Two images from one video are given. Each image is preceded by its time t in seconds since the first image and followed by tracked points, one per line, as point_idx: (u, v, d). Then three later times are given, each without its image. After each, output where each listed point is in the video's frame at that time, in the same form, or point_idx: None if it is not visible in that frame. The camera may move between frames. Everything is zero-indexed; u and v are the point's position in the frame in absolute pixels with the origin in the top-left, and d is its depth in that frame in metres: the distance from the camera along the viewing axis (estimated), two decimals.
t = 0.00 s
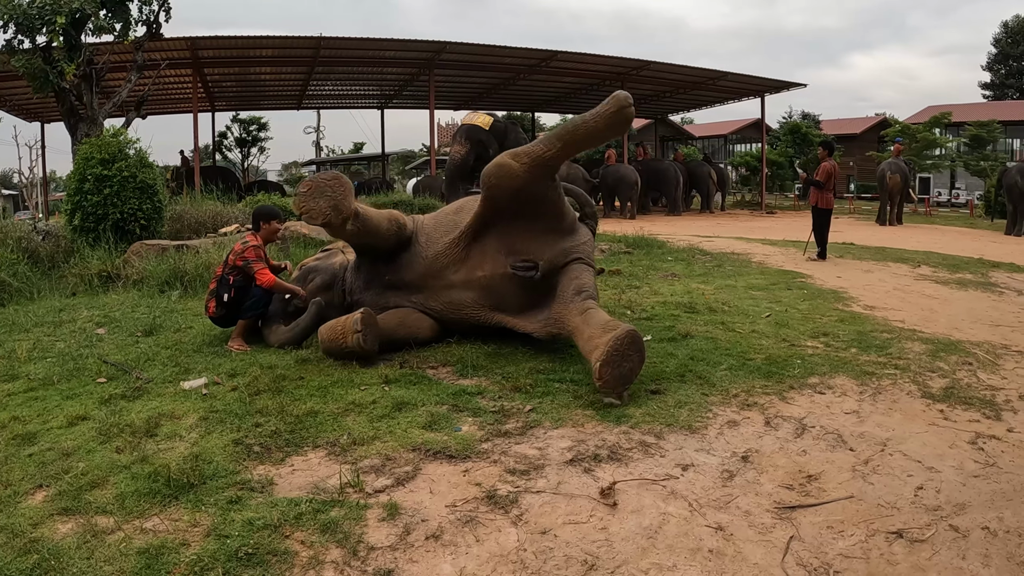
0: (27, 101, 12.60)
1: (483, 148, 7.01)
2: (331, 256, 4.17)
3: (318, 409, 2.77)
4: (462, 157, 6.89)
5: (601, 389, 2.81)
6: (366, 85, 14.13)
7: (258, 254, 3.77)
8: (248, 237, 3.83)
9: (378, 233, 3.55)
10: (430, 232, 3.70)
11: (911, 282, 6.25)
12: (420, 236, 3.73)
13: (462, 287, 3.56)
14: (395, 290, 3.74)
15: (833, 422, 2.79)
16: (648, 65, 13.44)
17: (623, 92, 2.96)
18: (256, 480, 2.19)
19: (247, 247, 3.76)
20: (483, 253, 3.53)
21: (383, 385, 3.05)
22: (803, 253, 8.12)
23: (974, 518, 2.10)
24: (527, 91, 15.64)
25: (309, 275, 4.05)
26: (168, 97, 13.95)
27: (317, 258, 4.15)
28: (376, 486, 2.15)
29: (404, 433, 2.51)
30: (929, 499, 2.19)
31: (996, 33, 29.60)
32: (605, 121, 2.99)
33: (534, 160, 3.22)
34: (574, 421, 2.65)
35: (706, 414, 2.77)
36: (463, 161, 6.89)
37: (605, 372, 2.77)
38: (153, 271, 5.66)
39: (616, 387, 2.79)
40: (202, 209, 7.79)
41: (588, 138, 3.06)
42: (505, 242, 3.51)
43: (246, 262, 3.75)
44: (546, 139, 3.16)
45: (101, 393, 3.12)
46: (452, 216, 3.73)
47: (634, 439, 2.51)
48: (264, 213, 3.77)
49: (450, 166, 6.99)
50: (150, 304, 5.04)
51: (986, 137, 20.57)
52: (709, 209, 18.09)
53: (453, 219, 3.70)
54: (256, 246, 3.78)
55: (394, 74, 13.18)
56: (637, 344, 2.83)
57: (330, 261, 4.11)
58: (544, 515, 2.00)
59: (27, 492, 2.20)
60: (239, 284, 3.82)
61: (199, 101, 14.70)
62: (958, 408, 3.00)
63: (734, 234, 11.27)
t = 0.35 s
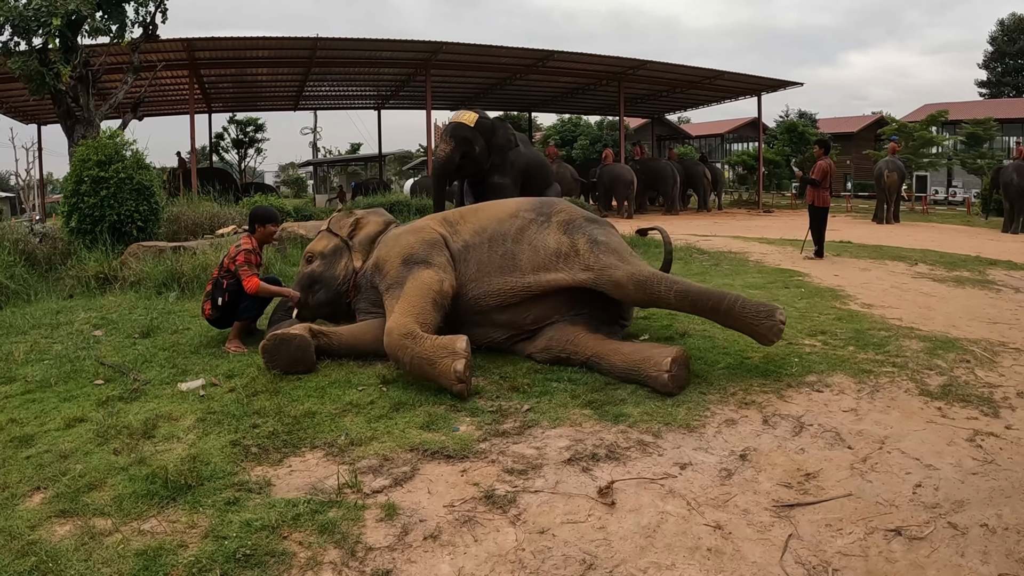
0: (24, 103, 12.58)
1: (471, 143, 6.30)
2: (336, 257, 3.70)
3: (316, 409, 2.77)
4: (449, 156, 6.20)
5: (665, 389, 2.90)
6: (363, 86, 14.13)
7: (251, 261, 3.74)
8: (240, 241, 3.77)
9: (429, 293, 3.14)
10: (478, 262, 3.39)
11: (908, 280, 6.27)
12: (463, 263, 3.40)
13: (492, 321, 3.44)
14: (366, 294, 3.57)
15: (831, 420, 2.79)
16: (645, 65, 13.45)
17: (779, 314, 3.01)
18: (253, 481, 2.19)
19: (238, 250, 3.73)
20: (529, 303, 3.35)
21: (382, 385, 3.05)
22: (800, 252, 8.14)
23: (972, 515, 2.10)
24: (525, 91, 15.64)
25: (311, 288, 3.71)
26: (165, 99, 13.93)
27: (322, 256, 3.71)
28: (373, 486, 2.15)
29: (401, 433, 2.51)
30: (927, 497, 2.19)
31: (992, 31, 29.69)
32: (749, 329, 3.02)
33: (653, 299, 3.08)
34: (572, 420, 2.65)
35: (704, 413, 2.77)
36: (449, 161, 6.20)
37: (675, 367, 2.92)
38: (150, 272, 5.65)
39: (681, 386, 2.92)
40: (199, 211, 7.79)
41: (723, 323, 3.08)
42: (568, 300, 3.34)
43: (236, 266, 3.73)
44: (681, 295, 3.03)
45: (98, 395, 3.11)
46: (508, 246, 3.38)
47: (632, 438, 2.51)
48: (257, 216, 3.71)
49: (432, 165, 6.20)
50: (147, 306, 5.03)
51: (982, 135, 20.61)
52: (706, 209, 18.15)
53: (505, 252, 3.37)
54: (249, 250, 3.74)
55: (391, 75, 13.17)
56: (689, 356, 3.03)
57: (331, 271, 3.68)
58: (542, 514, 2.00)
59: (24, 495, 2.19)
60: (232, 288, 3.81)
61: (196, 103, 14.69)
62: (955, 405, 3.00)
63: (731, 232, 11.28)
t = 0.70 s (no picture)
0: (23, 105, 12.58)
1: (457, 134, 6.09)
2: (364, 221, 3.51)
3: (315, 411, 2.78)
4: (433, 147, 6.06)
5: (637, 385, 2.89)
6: (362, 86, 14.13)
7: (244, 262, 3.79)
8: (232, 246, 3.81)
9: (451, 294, 2.97)
10: (501, 268, 3.33)
11: (907, 280, 6.27)
12: (486, 266, 3.33)
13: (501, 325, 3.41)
14: (386, 280, 3.50)
15: (829, 420, 2.80)
16: (644, 65, 13.45)
17: (799, 332, 2.98)
18: (252, 483, 2.19)
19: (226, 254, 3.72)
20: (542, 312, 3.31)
21: (381, 387, 3.06)
22: (799, 252, 8.14)
23: (970, 515, 2.10)
24: (524, 91, 15.64)
25: (330, 247, 3.55)
26: (164, 100, 13.93)
27: (350, 215, 3.52)
28: (372, 488, 2.16)
29: (400, 435, 2.52)
30: (925, 497, 2.20)
31: (991, 31, 29.71)
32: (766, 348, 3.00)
33: (668, 325, 3.04)
34: (570, 421, 2.65)
35: (703, 414, 2.78)
36: (434, 152, 6.03)
37: (650, 368, 2.88)
38: (149, 274, 5.65)
39: (655, 389, 2.91)
40: (198, 212, 7.79)
41: (740, 343, 3.04)
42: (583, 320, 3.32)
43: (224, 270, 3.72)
44: (698, 324, 2.99)
45: (97, 396, 3.12)
46: (531, 260, 3.32)
47: (630, 439, 2.51)
48: (239, 218, 3.68)
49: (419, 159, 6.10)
50: (146, 307, 5.04)
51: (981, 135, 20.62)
52: (703, 209, 18.19)
53: (529, 262, 3.32)
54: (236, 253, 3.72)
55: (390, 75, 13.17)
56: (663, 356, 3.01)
57: (356, 235, 3.51)
58: (540, 516, 2.00)
59: (23, 497, 2.20)
60: (224, 292, 3.79)
61: (195, 104, 14.69)
62: (953, 406, 3.01)
63: (730, 232, 11.29)
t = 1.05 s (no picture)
0: (22, 106, 12.59)
1: (453, 123, 5.79)
2: (395, 199, 3.31)
3: (314, 412, 2.77)
4: (429, 138, 5.74)
5: (646, 375, 2.87)
6: (361, 87, 14.12)
7: (241, 265, 3.87)
8: (226, 244, 3.82)
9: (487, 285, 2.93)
10: (507, 263, 3.32)
11: (906, 280, 6.27)
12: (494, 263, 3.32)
13: (504, 324, 3.37)
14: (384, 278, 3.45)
15: (828, 421, 2.80)
16: (643, 65, 13.45)
17: (798, 296, 3.01)
18: (251, 485, 2.19)
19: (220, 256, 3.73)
20: (544, 306, 3.27)
21: (380, 388, 3.05)
22: (799, 253, 8.14)
23: (970, 515, 2.10)
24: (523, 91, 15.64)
25: (360, 216, 3.25)
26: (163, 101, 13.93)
27: (383, 189, 3.29)
28: (371, 489, 2.16)
29: (399, 436, 2.52)
30: (925, 498, 2.20)
31: (990, 30, 29.72)
32: (767, 314, 3.02)
33: (668, 300, 3.08)
34: (569, 422, 2.65)
35: (702, 415, 2.78)
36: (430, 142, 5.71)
37: (654, 357, 2.88)
38: (148, 275, 5.65)
39: (661, 376, 2.90)
40: (197, 214, 7.79)
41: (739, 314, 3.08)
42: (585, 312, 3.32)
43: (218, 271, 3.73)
44: (697, 295, 3.03)
45: (96, 398, 3.12)
46: (535, 254, 3.33)
47: (630, 440, 2.51)
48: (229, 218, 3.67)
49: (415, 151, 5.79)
50: (145, 309, 5.03)
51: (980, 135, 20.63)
52: (701, 210, 18.21)
53: (532, 257, 3.33)
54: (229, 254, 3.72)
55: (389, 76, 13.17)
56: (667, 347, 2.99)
57: (390, 211, 3.29)
58: (539, 517, 2.00)
59: (23, 499, 2.20)
60: (219, 294, 3.79)
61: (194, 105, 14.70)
62: (952, 406, 3.01)
63: (729, 233, 11.29)
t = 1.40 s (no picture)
0: (22, 108, 12.59)
1: (453, 120, 5.77)
2: (394, 195, 3.22)
3: (315, 414, 2.77)
4: (429, 134, 5.71)
5: (648, 366, 2.91)
6: (360, 88, 14.12)
7: (241, 267, 3.86)
8: (228, 245, 3.82)
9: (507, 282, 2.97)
10: (514, 263, 3.29)
11: (906, 280, 6.27)
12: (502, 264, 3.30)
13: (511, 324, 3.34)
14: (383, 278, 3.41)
15: (829, 421, 2.80)
16: (643, 66, 13.45)
17: (796, 301, 3.30)
18: (252, 486, 2.19)
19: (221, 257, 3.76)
20: (550, 306, 3.27)
21: (381, 390, 3.05)
22: (799, 253, 8.13)
23: (970, 516, 2.10)
24: (523, 92, 15.63)
25: (363, 215, 3.13)
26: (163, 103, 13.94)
27: (383, 186, 3.19)
28: (372, 491, 2.16)
29: (400, 438, 2.52)
30: (925, 498, 2.20)
31: (989, 30, 29.72)
32: (769, 318, 3.29)
33: (677, 301, 3.22)
34: (569, 423, 2.65)
35: (702, 415, 2.78)
36: (431, 139, 5.69)
37: (657, 349, 2.94)
38: (148, 277, 5.65)
39: (666, 366, 2.97)
40: (197, 215, 7.79)
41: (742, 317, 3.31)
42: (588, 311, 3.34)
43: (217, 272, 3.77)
44: (704, 298, 3.21)
45: (97, 400, 3.12)
46: (540, 254, 3.33)
47: (630, 441, 2.51)
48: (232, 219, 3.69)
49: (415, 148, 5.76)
50: (145, 310, 5.03)
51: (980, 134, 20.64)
52: (701, 210, 18.20)
53: (537, 256, 3.32)
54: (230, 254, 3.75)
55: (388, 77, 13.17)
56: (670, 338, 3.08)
57: (391, 209, 3.20)
58: (540, 518, 2.00)
59: (24, 501, 2.20)
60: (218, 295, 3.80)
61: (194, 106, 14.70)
62: (953, 406, 3.01)
63: (729, 233, 11.27)
